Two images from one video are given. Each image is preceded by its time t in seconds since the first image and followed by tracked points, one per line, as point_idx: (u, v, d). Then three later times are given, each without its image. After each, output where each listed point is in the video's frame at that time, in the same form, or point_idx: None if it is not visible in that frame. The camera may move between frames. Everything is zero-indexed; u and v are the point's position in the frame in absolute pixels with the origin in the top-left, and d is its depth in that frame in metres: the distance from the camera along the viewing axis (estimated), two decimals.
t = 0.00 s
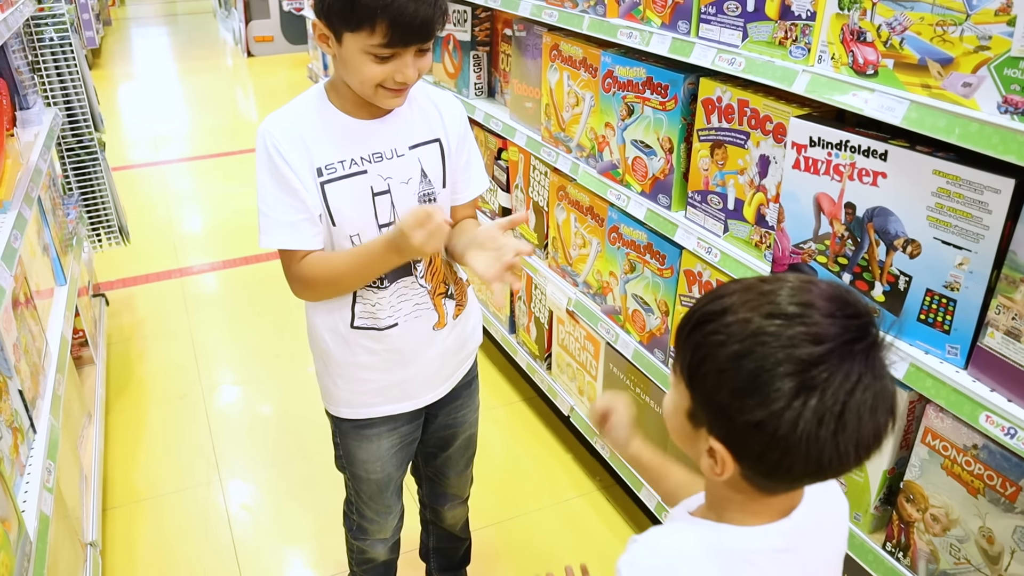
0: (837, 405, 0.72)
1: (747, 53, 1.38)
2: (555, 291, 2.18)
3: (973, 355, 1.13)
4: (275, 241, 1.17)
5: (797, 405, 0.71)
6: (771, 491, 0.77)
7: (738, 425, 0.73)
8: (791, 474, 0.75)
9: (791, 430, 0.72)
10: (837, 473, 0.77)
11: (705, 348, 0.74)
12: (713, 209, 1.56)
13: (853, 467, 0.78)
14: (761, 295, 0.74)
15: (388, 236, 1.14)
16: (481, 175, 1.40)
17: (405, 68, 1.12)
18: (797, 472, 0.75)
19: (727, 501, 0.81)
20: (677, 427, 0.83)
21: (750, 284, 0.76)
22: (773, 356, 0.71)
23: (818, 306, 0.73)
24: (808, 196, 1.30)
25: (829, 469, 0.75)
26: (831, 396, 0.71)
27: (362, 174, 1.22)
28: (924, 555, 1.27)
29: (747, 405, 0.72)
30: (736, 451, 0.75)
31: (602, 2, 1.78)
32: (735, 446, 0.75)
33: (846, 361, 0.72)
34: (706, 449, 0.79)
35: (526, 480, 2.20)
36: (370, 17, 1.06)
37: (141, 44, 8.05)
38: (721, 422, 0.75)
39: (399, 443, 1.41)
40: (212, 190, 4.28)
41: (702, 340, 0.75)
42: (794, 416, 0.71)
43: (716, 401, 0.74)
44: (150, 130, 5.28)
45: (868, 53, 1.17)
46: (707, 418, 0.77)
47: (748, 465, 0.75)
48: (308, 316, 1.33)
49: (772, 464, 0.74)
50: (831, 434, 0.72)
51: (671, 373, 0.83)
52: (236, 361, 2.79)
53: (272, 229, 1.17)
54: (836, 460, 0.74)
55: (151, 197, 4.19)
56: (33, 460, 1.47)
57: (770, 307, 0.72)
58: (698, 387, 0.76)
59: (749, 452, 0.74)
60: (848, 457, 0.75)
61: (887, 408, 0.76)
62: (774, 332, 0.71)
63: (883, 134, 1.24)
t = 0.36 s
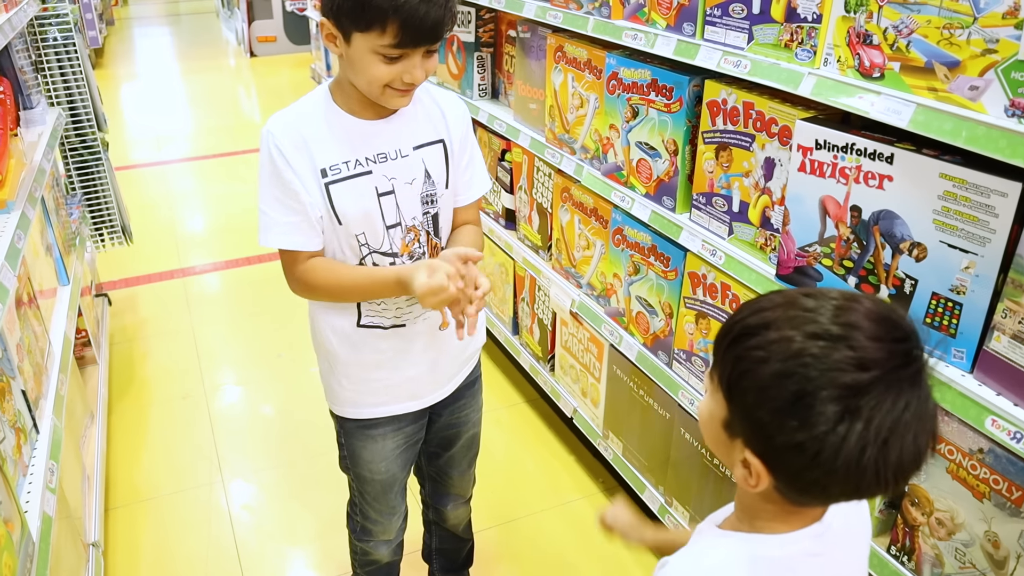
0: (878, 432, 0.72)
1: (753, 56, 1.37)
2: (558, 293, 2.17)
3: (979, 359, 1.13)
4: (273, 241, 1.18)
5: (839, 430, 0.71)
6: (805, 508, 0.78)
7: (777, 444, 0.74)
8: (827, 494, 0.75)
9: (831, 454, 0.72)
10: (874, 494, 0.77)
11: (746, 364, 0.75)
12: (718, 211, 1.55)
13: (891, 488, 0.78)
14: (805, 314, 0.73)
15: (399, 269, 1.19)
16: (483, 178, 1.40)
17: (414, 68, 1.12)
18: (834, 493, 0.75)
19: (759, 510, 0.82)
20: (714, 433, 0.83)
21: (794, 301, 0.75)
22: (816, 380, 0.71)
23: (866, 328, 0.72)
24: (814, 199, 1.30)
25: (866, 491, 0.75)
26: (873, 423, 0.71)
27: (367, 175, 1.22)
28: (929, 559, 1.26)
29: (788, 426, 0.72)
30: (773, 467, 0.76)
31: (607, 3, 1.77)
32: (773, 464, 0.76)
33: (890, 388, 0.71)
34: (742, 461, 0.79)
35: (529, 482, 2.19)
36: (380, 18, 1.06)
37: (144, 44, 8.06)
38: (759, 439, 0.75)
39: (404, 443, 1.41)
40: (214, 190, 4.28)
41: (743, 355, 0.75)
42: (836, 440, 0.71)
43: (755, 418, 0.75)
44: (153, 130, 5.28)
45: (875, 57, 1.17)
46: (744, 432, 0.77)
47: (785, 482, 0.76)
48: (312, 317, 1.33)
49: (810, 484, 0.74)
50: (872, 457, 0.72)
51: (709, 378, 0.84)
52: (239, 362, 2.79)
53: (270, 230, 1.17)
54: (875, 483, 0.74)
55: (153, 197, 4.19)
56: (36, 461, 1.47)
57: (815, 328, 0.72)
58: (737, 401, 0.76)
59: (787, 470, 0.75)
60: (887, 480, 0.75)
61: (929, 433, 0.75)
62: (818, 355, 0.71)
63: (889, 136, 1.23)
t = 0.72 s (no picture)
0: (886, 424, 0.71)
1: (759, 57, 1.37)
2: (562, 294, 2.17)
3: (986, 363, 1.12)
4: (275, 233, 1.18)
5: (846, 425, 0.70)
6: (817, 515, 0.76)
7: (783, 446, 0.73)
8: (840, 497, 0.74)
9: (839, 451, 0.71)
10: (888, 496, 0.75)
11: (747, 367, 0.74)
12: (723, 213, 1.55)
13: (904, 489, 0.76)
14: (804, 312, 0.73)
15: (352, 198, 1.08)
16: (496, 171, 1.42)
17: (420, 77, 1.12)
18: (847, 495, 0.73)
19: (769, 528, 0.81)
20: (715, 449, 0.82)
21: (792, 302, 0.75)
22: (819, 376, 0.70)
23: (865, 322, 0.73)
24: (819, 202, 1.29)
25: (880, 491, 0.74)
26: (880, 415, 0.70)
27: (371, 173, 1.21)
28: (935, 565, 1.26)
29: (793, 426, 0.71)
30: (780, 472, 0.74)
31: (612, 5, 1.77)
32: (780, 468, 0.74)
33: (895, 379, 0.71)
34: (750, 473, 0.78)
35: (533, 484, 2.19)
36: (389, 27, 1.05)
37: (150, 45, 8.08)
38: (764, 444, 0.74)
39: (410, 445, 1.41)
40: (219, 190, 4.29)
41: (744, 359, 0.75)
42: (844, 436, 0.70)
43: (759, 422, 0.74)
44: (158, 130, 5.29)
45: (882, 58, 1.16)
46: (749, 440, 0.76)
47: (794, 487, 0.74)
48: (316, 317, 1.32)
49: (821, 486, 0.73)
50: (882, 453, 0.71)
51: (710, 393, 0.83)
52: (243, 362, 2.79)
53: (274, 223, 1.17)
54: (887, 481, 0.73)
55: (158, 197, 4.20)
56: (39, 461, 1.47)
57: (815, 324, 0.72)
58: (739, 408, 0.75)
59: (796, 473, 0.73)
60: (900, 477, 0.73)
61: (938, 428, 0.74)
62: (819, 350, 0.70)
63: (896, 139, 1.23)
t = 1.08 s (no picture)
0: (870, 407, 0.70)
1: (762, 56, 1.36)
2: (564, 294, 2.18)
3: (989, 363, 1.11)
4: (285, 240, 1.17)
5: (830, 410, 0.69)
6: (814, 513, 0.75)
7: (772, 440, 0.72)
8: (833, 489, 0.72)
9: (825, 438, 0.70)
10: (884, 489, 0.74)
11: (732, 368, 0.74)
12: (726, 212, 1.54)
13: (900, 483, 0.75)
14: (784, 310, 0.75)
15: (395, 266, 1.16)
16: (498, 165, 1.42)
17: (426, 81, 1.12)
18: (840, 488, 0.72)
19: (766, 544, 0.81)
20: (713, 466, 0.82)
21: (773, 303, 0.77)
22: (800, 363, 0.70)
23: (845, 312, 0.73)
24: (822, 201, 1.29)
25: (873, 482, 0.72)
26: (863, 397, 0.70)
27: (378, 172, 1.21)
28: (936, 565, 1.25)
29: (779, 417, 0.71)
30: (772, 470, 0.74)
31: (614, 3, 1.76)
32: (772, 466, 0.73)
33: (877, 362, 0.71)
34: (745, 482, 0.77)
35: (534, 483, 2.19)
36: (396, 31, 1.05)
37: (151, 43, 8.07)
38: (754, 441, 0.74)
39: (414, 440, 1.40)
40: (219, 188, 4.29)
41: (729, 361, 0.75)
42: (828, 421, 0.70)
43: (747, 420, 0.73)
44: (158, 128, 5.29)
45: (886, 57, 1.16)
46: (741, 443, 0.75)
47: (787, 484, 0.73)
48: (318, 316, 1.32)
49: (813, 478, 0.72)
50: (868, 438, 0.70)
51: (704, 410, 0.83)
52: (243, 360, 2.79)
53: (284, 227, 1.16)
54: (879, 470, 0.71)
55: (158, 195, 4.19)
56: (39, 459, 1.47)
57: (795, 318, 0.73)
58: (729, 411, 0.75)
59: (787, 468, 0.72)
60: (892, 465, 0.72)
61: (927, 415, 0.73)
62: (799, 339, 0.71)
63: (900, 138, 1.22)
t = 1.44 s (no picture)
0: (844, 405, 0.70)
1: (764, 52, 1.36)
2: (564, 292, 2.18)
3: (990, 360, 1.11)
4: (308, 238, 1.13)
5: (803, 404, 0.69)
6: (784, 506, 0.75)
7: (744, 431, 0.72)
8: (802, 484, 0.72)
9: (797, 432, 0.70)
10: (852, 485, 0.74)
11: (710, 356, 0.74)
12: (727, 209, 1.54)
13: (869, 479, 0.75)
14: (766, 301, 0.74)
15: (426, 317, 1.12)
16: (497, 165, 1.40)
17: (422, 54, 1.11)
18: (809, 483, 0.72)
19: (736, 530, 0.81)
20: (684, 448, 0.82)
21: (755, 293, 0.76)
22: (777, 356, 0.70)
23: (827, 307, 0.73)
24: (824, 198, 1.29)
25: (842, 478, 0.72)
26: (838, 395, 0.70)
27: (389, 162, 1.21)
28: (937, 562, 1.25)
29: (752, 408, 0.71)
30: (744, 461, 0.74)
31: None
32: (743, 456, 0.74)
33: (855, 360, 0.70)
34: (716, 469, 0.77)
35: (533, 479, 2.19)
36: (385, 2, 1.04)
37: (149, 38, 8.05)
38: (727, 431, 0.74)
39: (413, 434, 1.40)
40: (218, 184, 4.28)
41: (708, 348, 0.75)
42: (800, 415, 0.70)
43: (722, 409, 0.73)
44: (158, 124, 5.28)
45: (888, 54, 1.16)
46: (715, 431, 0.75)
47: (758, 475, 0.74)
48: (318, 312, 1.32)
49: (783, 471, 0.72)
50: (840, 435, 0.70)
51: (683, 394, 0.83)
52: (242, 356, 2.79)
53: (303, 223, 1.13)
54: (849, 466, 0.72)
55: (157, 191, 4.18)
56: (39, 454, 1.47)
57: (776, 310, 0.73)
58: (705, 399, 0.75)
59: (759, 459, 0.72)
60: (862, 463, 0.72)
61: (902, 415, 0.73)
62: (778, 332, 0.71)
63: (902, 134, 1.22)
